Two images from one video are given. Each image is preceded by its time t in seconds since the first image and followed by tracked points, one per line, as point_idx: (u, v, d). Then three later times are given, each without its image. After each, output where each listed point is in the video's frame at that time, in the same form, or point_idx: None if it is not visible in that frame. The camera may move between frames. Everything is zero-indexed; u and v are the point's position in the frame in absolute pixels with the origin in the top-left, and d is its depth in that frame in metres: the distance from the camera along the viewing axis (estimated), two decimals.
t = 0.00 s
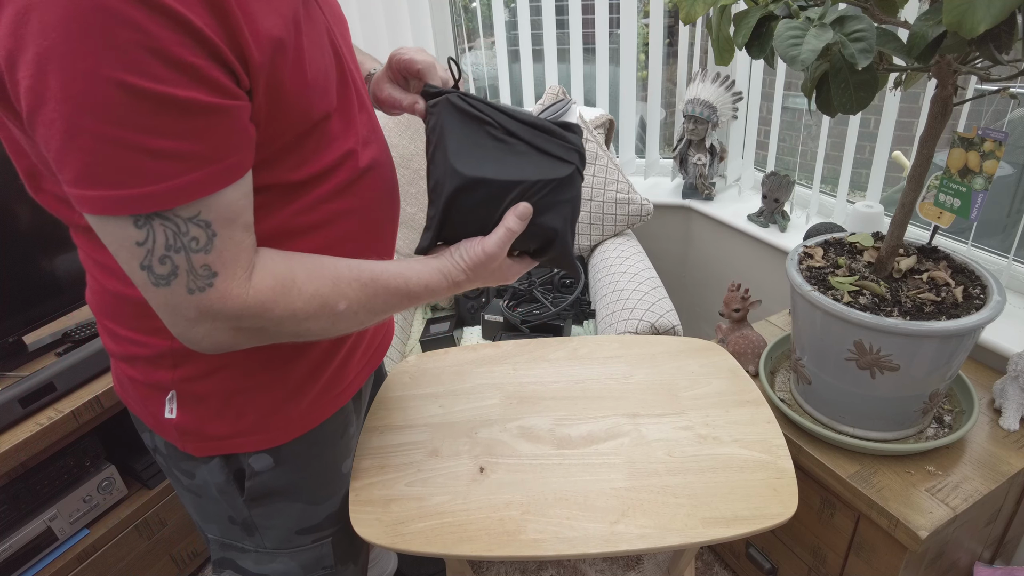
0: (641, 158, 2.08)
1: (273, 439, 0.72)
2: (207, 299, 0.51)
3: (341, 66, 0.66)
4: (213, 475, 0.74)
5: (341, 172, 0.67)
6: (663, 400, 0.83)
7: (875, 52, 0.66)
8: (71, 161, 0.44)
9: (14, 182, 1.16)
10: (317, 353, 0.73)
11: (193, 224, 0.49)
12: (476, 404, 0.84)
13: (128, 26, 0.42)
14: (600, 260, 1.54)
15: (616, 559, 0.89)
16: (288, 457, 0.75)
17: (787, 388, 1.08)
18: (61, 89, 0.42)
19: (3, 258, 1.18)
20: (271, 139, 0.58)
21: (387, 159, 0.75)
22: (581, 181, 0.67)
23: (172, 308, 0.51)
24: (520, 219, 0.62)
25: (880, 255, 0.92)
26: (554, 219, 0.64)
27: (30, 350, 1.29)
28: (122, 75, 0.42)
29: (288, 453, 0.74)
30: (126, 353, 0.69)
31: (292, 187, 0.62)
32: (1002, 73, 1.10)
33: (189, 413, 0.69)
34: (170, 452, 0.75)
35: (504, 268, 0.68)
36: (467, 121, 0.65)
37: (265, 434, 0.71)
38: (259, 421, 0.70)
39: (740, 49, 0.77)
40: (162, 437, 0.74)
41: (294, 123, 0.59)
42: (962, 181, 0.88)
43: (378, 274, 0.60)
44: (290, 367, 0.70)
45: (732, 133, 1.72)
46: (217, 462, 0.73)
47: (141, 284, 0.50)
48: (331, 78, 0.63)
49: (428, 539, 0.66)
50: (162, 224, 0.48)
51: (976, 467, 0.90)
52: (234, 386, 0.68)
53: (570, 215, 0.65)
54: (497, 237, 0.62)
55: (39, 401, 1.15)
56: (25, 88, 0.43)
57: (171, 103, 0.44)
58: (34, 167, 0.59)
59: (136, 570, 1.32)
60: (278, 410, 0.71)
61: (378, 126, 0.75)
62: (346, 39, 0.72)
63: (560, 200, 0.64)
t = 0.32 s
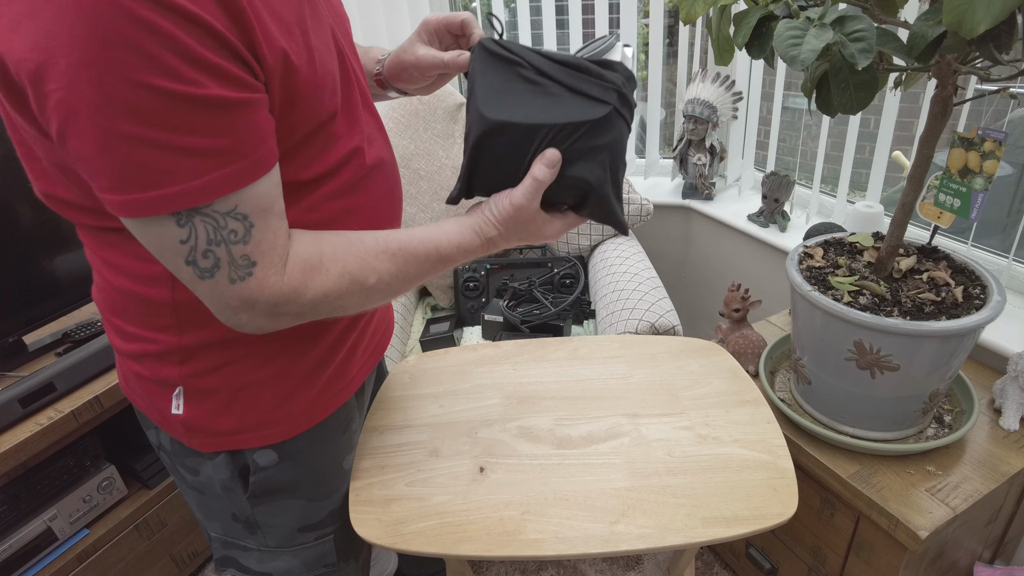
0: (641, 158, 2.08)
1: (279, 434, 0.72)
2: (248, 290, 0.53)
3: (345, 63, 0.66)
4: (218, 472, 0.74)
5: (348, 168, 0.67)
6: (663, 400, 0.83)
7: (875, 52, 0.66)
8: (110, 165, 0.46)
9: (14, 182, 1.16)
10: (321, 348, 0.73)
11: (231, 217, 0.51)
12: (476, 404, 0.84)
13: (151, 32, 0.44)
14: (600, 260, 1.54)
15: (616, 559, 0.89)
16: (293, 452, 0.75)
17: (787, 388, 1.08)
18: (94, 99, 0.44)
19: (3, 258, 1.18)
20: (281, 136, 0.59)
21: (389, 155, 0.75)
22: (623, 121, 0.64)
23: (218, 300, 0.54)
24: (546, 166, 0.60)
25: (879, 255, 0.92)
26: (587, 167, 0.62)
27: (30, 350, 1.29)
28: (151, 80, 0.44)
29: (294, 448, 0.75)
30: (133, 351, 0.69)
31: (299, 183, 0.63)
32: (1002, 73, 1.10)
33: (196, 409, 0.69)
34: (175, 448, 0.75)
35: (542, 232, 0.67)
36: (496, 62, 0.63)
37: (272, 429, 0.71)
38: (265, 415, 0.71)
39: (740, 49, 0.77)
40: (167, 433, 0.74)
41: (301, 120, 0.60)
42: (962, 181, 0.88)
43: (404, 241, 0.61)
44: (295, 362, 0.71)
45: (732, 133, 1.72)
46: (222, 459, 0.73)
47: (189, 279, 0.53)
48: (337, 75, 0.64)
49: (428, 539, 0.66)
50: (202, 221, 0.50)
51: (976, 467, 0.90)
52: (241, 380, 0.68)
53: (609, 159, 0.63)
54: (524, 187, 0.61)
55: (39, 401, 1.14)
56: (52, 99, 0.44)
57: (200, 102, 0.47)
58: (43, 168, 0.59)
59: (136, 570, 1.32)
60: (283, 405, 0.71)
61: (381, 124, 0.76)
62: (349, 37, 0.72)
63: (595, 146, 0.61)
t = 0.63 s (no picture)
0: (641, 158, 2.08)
1: (287, 429, 0.73)
2: (267, 284, 0.55)
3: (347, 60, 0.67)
4: (221, 470, 0.74)
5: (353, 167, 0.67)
6: (663, 400, 0.83)
7: (875, 52, 0.66)
8: (131, 167, 0.47)
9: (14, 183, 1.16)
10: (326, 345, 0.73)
11: (250, 214, 0.52)
12: (476, 403, 0.84)
13: (166, 36, 0.44)
14: (600, 260, 1.54)
15: (616, 559, 0.89)
16: (296, 450, 0.75)
17: (787, 388, 1.08)
18: (114, 103, 0.45)
19: (3, 257, 1.18)
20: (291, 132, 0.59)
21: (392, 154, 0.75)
22: (626, 29, 0.60)
23: (242, 294, 0.55)
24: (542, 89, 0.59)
25: (879, 255, 0.92)
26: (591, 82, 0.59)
27: (30, 350, 1.29)
28: (169, 81, 0.45)
29: (297, 446, 0.75)
30: (137, 349, 0.69)
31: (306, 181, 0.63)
32: (1002, 73, 1.10)
33: (201, 406, 0.70)
34: (178, 447, 0.75)
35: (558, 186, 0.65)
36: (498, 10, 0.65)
37: (278, 425, 0.72)
38: (272, 412, 0.71)
39: (741, 49, 0.77)
40: (171, 431, 0.75)
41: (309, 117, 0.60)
42: (962, 181, 0.88)
43: (415, 217, 0.62)
44: (299, 358, 0.71)
45: (732, 133, 1.72)
46: (225, 457, 0.73)
47: (214, 275, 0.54)
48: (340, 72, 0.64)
49: (428, 539, 0.66)
50: (222, 219, 0.51)
51: (976, 467, 0.90)
52: (246, 376, 0.69)
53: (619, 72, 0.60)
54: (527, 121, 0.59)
55: (39, 401, 1.14)
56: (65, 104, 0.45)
57: (214, 103, 0.47)
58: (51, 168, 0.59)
59: (136, 570, 1.32)
60: (289, 401, 0.72)
61: (383, 124, 0.76)
62: (349, 35, 0.71)
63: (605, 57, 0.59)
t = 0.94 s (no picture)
0: (641, 158, 2.08)
1: (287, 430, 0.73)
2: (252, 287, 0.54)
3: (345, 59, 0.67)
4: (222, 470, 0.74)
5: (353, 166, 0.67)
6: (663, 400, 0.83)
7: (875, 52, 0.66)
8: (128, 169, 0.47)
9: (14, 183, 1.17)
10: (326, 345, 0.73)
11: (237, 217, 0.52)
12: (476, 403, 0.84)
13: (162, 38, 0.45)
14: (600, 260, 1.54)
15: (616, 559, 0.89)
16: (296, 450, 0.75)
17: (787, 388, 1.08)
18: (113, 105, 0.45)
19: (3, 257, 1.18)
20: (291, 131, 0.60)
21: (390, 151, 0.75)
22: None
23: (229, 298, 0.55)
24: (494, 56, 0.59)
25: (879, 255, 0.92)
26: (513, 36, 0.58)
27: (30, 350, 1.29)
28: (167, 84, 0.45)
29: (297, 446, 0.75)
30: (137, 349, 0.69)
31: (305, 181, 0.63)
32: (1002, 73, 1.10)
33: (200, 406, 0.70)
34: (178, 446, 0.75)
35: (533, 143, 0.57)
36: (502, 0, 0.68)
37: (279, 425, 0.72)
38: (272, 412, 0.71)
39: (741, 49, 0.77)
40: (171, 431, 0.75)
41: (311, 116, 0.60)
42: (963, 181, 0.88)
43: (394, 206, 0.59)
44: (299, 358, 0.71)
45: (732, 133, 1.72)
46: (225, 457, 0.73)
47: (202, 279, 0.55)
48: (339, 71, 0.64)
49: (428, 539, 0.66)
50: (208, 222, 0.51)
51: (977, 467, 0.90)
52: (247, 377, 0.69)
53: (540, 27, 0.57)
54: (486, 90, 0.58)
55: (39, 401, 1.14)
56: (64, 107, 0.45)
57: (212, 102, 0.47)
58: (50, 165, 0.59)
59: (136, 570, 1.32)
60: (289, 401, 0.72)
61: (383, 124, 0.76)
62: (349, 35, 0.72)
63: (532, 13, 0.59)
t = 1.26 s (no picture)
0: (641, 158, 2.08)
1: (275, 429, 0.73)
2: (395, 224, 0.57)
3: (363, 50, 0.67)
4: (211, 467, 0.75)
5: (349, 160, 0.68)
6: (663, 400, 0.83)
7: (875, 52, 0.66)
8: (259, 147, 0.48)
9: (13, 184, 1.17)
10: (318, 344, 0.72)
11: (366, 166, 0.53)
12: (475, 403, 0.84)
13: (277, 17, 0.45)
14: (600, 260, 1.55)
15: (616, 559, 0.89)
16: (283, 450, 0.75)
17: (787, 388, 1.08)
18: (242, 85, 0.45)
19: (3, 258, 1.18)
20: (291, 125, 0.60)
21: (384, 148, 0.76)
22: None
23: (372, 244, 0.57)
24: (468, 51, 0.59)
25: (879, 255, 0.92)
26: None
27: (30, 350, 1.29)
28: (286, 56, 0.46)
29: (282, 447, 0.74)
30: (132, 345, 0.69)
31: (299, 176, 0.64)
32: (1002, 73, 1.10)
33: (190, 403, 0.70)
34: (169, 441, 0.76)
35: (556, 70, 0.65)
36: None
37: (267, 424, 0.72)
38: (259, 411, 0.71)
39: (740, 49, 0.77)
40: (159, 427, 0.75)
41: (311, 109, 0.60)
42: (962, 181, 0.88)
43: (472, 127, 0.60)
44: (287, 358, 0.70)
45: (732, 133, 1.72)
46: (212, 454, 0.74)
47: (345, 238, 0.55)
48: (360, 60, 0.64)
49: (428, 539, 0.66)
50: (348, 177, 0.52)
51: (976, 467, 0.90)
52: (236, 375, 0.69)
53: None
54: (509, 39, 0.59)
55: (39, 401, 1.14)
56: (190, 96, 0.45)
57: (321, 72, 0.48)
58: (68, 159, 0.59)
59: (136, 570, 1.32)
60: (277, 401, 0.71)
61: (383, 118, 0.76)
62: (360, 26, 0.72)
63: None
